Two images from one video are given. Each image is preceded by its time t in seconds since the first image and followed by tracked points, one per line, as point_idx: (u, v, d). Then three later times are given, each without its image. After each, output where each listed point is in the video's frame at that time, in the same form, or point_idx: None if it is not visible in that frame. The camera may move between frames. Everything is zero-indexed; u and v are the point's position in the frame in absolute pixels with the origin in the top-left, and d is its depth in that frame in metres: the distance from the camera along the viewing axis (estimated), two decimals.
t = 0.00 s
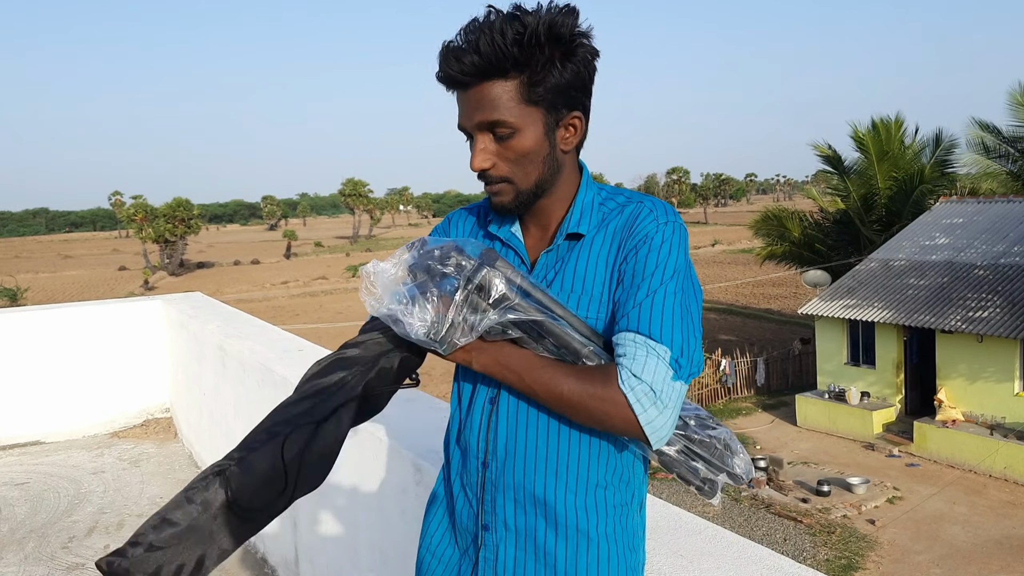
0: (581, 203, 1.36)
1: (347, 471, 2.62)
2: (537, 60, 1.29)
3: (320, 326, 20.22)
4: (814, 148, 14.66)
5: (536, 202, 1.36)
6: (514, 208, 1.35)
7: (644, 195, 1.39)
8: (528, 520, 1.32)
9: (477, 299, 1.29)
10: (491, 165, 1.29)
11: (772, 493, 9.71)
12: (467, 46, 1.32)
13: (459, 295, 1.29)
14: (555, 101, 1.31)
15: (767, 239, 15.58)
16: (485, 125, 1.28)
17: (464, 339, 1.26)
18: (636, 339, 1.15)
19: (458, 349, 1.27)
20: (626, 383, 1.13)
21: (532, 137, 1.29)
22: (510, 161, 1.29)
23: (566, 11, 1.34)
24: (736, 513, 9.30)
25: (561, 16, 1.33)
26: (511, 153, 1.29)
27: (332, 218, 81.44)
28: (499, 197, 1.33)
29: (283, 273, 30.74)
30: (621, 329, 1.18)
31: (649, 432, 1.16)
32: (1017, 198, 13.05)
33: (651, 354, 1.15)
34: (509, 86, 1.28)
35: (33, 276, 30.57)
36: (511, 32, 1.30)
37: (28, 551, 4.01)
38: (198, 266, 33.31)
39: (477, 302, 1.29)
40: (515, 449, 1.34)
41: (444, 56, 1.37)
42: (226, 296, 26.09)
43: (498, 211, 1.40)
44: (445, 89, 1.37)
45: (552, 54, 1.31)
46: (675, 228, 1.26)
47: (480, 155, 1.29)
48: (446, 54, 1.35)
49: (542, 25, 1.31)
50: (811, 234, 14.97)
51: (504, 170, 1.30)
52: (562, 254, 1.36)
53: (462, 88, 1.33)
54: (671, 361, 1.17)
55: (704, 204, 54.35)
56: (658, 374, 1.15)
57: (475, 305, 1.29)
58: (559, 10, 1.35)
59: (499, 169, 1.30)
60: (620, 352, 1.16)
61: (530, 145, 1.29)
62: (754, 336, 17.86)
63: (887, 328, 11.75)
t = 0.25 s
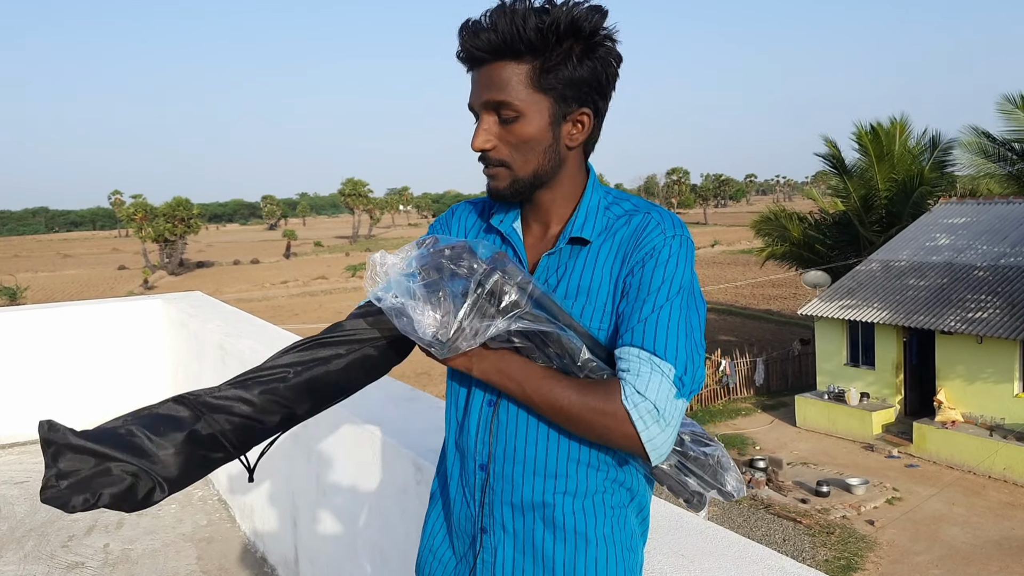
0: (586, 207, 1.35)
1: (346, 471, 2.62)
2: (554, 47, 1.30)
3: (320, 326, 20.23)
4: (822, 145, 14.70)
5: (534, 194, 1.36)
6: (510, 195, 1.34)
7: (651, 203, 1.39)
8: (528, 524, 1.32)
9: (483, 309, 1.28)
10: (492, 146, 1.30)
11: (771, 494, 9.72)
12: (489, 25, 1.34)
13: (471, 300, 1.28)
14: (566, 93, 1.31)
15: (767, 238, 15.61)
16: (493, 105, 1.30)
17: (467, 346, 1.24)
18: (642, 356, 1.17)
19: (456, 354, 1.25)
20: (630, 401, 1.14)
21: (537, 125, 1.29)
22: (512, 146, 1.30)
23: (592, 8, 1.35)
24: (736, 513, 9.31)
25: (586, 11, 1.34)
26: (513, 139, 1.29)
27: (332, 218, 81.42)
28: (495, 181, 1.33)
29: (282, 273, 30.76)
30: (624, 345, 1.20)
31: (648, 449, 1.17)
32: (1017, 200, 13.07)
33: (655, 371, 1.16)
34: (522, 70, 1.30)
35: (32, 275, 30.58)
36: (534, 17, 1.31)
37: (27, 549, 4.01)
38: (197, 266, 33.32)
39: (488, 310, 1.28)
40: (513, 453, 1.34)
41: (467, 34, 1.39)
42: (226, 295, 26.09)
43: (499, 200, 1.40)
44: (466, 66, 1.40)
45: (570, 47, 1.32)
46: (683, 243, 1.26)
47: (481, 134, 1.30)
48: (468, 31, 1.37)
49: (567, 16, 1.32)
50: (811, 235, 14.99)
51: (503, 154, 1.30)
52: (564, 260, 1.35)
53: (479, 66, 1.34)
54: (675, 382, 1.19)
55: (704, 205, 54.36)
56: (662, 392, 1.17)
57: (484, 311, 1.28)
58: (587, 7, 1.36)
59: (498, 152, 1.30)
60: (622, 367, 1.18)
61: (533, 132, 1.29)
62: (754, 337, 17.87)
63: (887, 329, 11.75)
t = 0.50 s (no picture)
0: (590, 211, 1.35)
1: (347, 469, 2.61)
2: (552, 51, 1.29)
3: (319, 324, 20.24)
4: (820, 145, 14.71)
5: (545, 198, 1.37)
6: (522, 203, 1.35)
7: (653, 203, 1.39)
8: (532, 526, 1.32)
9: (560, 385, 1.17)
10: (502, 157, 1.30)
11: (770, 494, 9.72)
12: (483, 34, 1.32)
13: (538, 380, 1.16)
14: (569, 93, 1.31)
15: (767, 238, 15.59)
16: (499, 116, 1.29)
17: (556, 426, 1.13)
18: (688, 373, 1.18)
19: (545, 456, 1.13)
20: (689, 421, 1.15)
21: (544, 130, 1.29)
22: (521, 153, 1.29)
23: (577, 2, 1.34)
24: (734, 513, 9.31)
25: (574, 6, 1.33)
26: (523, 146, 1.29)
27: (332, 216, 81.45)
28: (507, 189, 1.34)
29: (282, 271, 30.79)
30: (656, 363, 1.21)
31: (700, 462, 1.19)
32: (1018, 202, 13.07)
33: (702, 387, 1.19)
34: (524, 76, 1.29)
35: (32, 272, 30.59)
36: (527, 22, 1.30)
37: (27, 546, 4.01)
38: (197, 263, 33.36)
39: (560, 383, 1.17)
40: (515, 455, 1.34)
41: (457, 44, 1.38)
42: (225, 293, 26.11)
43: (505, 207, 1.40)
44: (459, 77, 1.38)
45: (568, 46, 1.31)
46: (697, 247, 1.26)
47: (492, 148, 1.29)
48: (460, 41, 1.35)
49: (558, 15, 1.31)
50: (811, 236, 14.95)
51: (515, 162, 1.30)
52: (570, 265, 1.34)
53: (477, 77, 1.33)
54: (716, 392, 1.21)
55: (704, 204, 54.40)
56: (712, 410, 1.19)
57: (577, 398, 1.17)
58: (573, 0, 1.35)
59: (509, 161, 1.30)
60: (664, 387, 1.18)
61: (541, 137, 1.29)
62: (753, 337, 17.88)
63: (886, 330, 11.75)
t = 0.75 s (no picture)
0: (596, 213, 1.35)
1: (346, 467, 2.62)
2: (556, 62, 1.29)
3: (319, 322, 20.24)
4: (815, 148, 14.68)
5: (555, 206, 1.38)
6: (537, 210, 1.36)
7: (657, 204, 1.39)
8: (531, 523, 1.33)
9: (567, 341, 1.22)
10: (516, 171, 1.30)
11: (769, 494, 9.72)
12: (482, 51, 1.31)
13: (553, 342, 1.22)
14: (573, 100, 1.32)
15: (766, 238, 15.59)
16: (508, 133, 1.29)
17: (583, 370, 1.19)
18: (693, 374, 1.20)
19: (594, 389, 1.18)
20: (693, 419, 1.17)
21: (554, 141, 1.30)
22: (533, 165, 1.30)
23: (568, 6, 1.34)
24: (734, 513, 9.31)
25: (567, 13, 1.33)
26: (535, 158, 1.30)
27: (332, 215, 81.46)
28: (522, 199, 1.35)
29: (281, 269, 30.79)
30: (661, 363, 1.21)
31: (700, 457, 1.20)
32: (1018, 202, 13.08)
33: (705, 387, 1.20)
34: (530, 90, 1.28)
35: (32, 270, 30.60)
36: (526, 35, 1.29)
37: (27, 543, 4.01)
38: (197, 261, 33.37)
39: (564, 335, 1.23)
40: (519, 452, 1.35)
41: (453, 59, 1.36)
42: (225, 291, 26.12)
43: (515, 212, 1.40)
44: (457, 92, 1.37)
45: (569, 55, 1.31)
46: (702, 249, 1.26)
47: (505, 164, 1.30)
48: (460, 58, 1.33)
49: (555, 24, 1.31)
50: (811, 235, 14.93)
51: (530, 174, 1.31)
52: (575, 267, 1.34)
53: (478, 94, 1.32)
54: (719, 389, 1.23)
55: (703, 204, 54.46)
56: (713, 410, 1.20)
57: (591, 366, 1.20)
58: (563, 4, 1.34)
59: (524, 174, 1.31)
60: (670, 384, 1.19)
61: (552, 148, 1.30)
62: (753, 337, 17.89)
63: (886, 330, 11.76)
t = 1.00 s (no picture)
0: (594, 211, 1.35)
1: (348, 466, 2.62)
2: (565, 57, 1.29)
3: (319, 321, 20.24)
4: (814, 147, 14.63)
5: (556, 203, 1.38)
6: (540, 207, 1.36)
7: (655, 201, 1.39)
8: (530, 521, 1.33)
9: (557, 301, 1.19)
10: (523, 164, 1.30)
11: (770, 495, 9.72)
12: (491, 43, 1.31)
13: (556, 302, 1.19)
14: (578, 97, 1.32)
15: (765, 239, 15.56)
16: (515, 126, 1.29)
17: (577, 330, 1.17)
18: (696, 369, 1.21)
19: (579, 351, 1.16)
20: (697, 415, 1.18)
21: (560, 136, 1.30)
22: (539, 160, 1.30)
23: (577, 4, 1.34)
24: (734, 514, 9.31)
25: (577, 10, 1.33)
26: (541, 153, 1.30)
27: (333, 213, 81.46)
28: (526, 195, 1.34)
29: (282, 268, 30.81)
30: (664, 358, 1.22)
31: (701, 453, 1.21)
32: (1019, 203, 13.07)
33: (707, 384, 1.21)
34: (539, 84, 1.28)
35: (32, 268, 30.60)
36: (536, 28, 1.30)
37: (28, 541, 4.01)
38: (197, 260, 33.36)
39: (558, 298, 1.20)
40: (521, 450, 1.35)
41: (460, 52, 1.36)
42: (225, 290, 26.12)
43: (514, 208, 1.40)
44: (462, 82, 1.36)
45: (577, 52, 1.32)
46: (700, 246, 1.25)
47: (512, 155, 1.30)
48: (467, 51, 1.33)
49: (564, 21, 1.31)
50: (811, 237, 14.93)
51: (536, 168, 1.31)
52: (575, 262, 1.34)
53: (485, 87, 1.31)
54: (722, 386, 1.24)
55: (704, 204, 54.47)
56: (716, 407, 1.21)
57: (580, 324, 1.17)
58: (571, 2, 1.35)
59: (531, 167, 1.31)
60: (673, 379, 1.21)
61: (558, 143, 1.30)
62: (753, 338, 17.89)
63: (886, 331, 11.76)
